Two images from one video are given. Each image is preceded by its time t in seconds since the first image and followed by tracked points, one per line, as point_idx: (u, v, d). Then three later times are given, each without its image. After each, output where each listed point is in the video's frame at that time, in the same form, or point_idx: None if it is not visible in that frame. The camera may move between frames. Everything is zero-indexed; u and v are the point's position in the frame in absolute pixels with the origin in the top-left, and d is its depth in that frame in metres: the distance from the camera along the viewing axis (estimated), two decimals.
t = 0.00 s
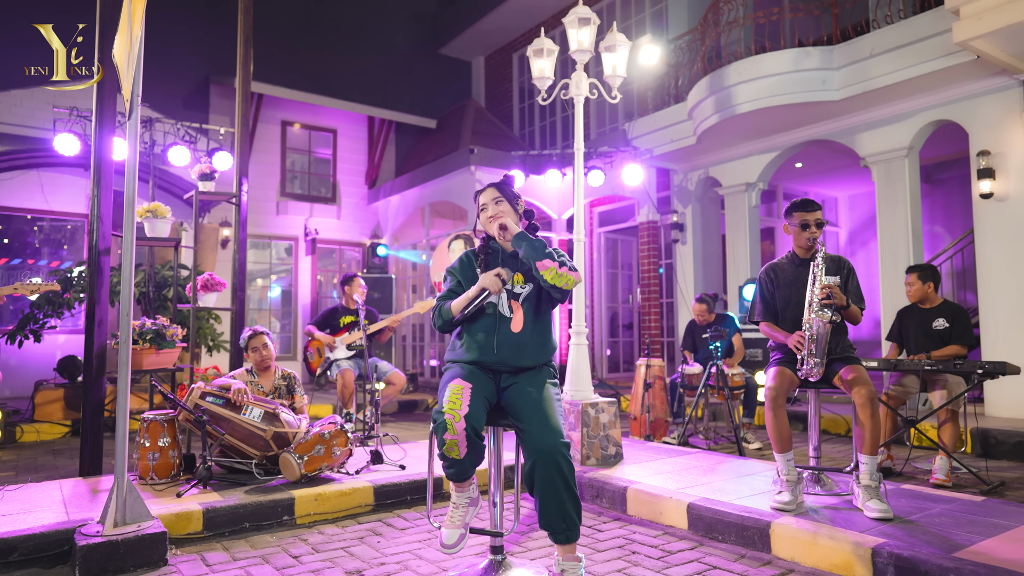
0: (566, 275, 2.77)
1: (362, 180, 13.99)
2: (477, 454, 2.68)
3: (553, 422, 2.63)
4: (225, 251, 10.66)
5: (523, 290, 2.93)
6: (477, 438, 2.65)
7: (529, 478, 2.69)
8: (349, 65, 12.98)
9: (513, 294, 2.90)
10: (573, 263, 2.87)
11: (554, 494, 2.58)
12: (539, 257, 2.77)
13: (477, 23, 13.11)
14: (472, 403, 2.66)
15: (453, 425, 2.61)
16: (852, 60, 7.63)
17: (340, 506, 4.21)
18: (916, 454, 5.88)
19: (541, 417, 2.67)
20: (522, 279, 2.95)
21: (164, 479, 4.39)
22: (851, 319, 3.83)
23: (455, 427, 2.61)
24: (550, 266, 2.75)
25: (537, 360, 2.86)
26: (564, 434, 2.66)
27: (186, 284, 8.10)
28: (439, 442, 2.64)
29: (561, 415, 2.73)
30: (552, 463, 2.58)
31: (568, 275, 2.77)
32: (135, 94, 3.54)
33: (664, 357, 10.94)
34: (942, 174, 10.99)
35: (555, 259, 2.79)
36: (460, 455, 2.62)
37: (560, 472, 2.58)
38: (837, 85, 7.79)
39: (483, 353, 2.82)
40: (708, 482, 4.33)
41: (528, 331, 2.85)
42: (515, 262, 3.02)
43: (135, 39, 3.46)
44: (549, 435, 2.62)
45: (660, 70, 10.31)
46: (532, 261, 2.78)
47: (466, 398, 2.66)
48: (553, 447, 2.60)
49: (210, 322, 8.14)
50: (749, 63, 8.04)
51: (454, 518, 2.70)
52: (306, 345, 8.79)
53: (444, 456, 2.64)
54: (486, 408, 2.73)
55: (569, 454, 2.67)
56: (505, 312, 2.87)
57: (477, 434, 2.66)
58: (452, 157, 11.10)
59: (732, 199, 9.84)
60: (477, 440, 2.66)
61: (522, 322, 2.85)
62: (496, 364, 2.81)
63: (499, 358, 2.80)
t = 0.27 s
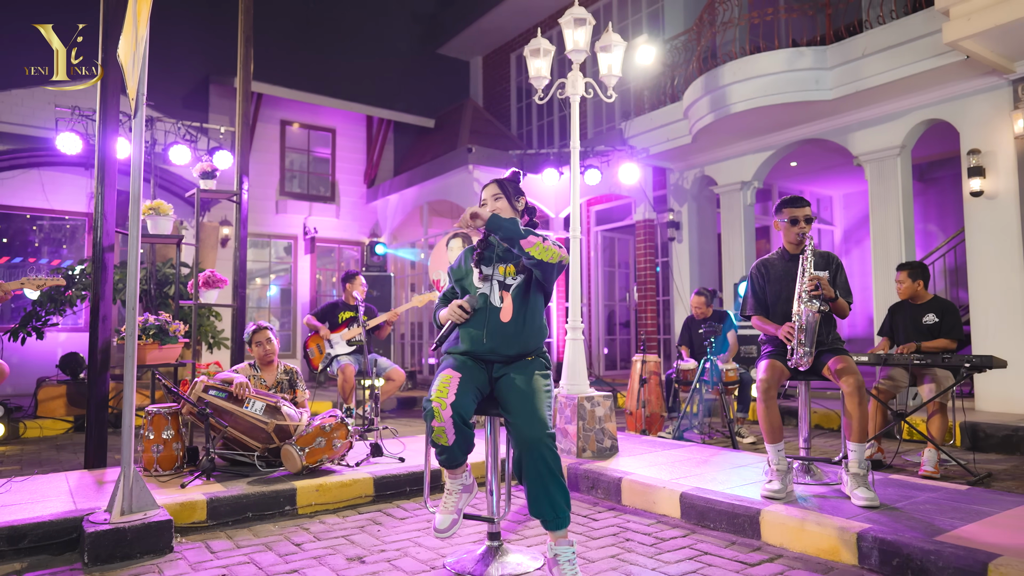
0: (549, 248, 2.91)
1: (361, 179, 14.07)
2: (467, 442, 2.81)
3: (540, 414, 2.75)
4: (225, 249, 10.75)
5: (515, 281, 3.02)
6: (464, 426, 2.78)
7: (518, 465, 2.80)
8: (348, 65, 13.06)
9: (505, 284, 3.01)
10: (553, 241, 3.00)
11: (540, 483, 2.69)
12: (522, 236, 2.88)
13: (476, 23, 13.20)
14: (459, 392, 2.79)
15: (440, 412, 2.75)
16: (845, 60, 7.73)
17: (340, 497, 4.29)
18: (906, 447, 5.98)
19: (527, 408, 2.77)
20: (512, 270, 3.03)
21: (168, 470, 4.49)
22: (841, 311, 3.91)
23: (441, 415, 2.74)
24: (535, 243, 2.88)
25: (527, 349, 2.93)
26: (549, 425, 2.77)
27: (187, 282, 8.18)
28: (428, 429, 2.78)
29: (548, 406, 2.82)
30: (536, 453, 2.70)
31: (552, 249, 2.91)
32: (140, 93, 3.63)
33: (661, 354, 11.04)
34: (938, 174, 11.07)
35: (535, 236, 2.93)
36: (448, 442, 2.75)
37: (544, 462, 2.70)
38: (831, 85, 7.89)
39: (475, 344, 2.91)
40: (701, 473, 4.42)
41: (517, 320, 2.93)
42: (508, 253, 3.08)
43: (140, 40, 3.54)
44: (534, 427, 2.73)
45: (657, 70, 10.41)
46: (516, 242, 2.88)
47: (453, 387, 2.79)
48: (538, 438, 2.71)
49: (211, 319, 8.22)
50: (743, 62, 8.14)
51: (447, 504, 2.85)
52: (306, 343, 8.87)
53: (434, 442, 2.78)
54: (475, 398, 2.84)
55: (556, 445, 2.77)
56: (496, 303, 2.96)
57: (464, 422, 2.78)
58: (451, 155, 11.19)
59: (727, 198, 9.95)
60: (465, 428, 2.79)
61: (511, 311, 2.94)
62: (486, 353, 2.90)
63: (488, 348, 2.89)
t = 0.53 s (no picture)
0: (530, 247, 2.91)
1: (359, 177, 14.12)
2: (458, 427, 2.89)
3: (527, 399, 2.78)
4: (225, 246, 10.81)
5: (505, 272, 3.02)
6: (453, 411, 2.86)
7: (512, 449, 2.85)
8: (346, 63, 13.11)
9: (495, 276, 3.02)
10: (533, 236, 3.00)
11: (531, 467, 2.72)
12: (505, 242, 2.82)
13: (474, 21, 13.24)
14: (447, 378, 2.87)
15: (428, 398, 2.85)
16: (840, 58, 7.80)
17: (341, 487, 4.35)
18: (899, 440, 6.06)
19: (516, 394, 2.81)
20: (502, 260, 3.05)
21: (171, 461, 4.56)
22: (833, 300, 3.96)
23: (429, 400, 2.85)
24: (516, 248, 2.83)
25: (519, 339, 2.97)
26: (538, 411, 2.80)
27: (187, 278, 8.22)
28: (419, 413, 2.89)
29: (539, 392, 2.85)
30: (525, 437, 2.73)
31: (532, 248, 2.91)
32: (144, 88, 3.67)
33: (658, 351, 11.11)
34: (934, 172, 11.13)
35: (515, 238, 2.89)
36: (437, 426, 2.85)
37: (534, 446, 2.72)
38: (826, 83, 7.96)
39: (468, 334, 2.99)
40: (696, 464, 4.50)
41: (508, 311, 2.97)
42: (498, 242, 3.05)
43: (144, 34, 3.57)
44: (523, 412, 2.77)
45: (654, 68, 10.47)
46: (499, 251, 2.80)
47: (441, 373, 2.88)
48: (527, 423, 2.74)
49: (211, 315, 8.26)
50: (740, 60, 8.21)
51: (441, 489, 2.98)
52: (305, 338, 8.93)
53: (426, 427, 2.89)
54: (467, 385, 2.92)
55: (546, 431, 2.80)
56: (488, 296, 3.01)
57: (453, 408, 2.87)
58: (449, 153, 11.27)
59: (724, 196, 10.03)
60: (454, 413, 2.87)
61: (502, 303, 2.98)
62: (479, 342, 2.96)
63: (481, 337, 2.96)
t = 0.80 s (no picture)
0: (526, 270, 2.91)
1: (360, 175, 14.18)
2: (452, 415, 2.96)
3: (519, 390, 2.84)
4: (228, 243, 10.86)
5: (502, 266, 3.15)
6: (447, 400, 2.91)
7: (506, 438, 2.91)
8: (348, 62, 13.17)
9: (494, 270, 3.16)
10: (528, 250, 2.98)
11: (524, 457, 2.80)
12: (504, 277, 2.83)
13: (475, 20, 13.30)
14: (442, 369, 2.91)
15: (421, 386, 2.89)
16: (839, 56, 7.86)
17: (345, 478, 4.41)
18: (896, 434, 6.13)
19: (507, 387, 2.87)
20: (501, 254, 3.19)
21: (177, 452, 4.63)
22: (829, 290, 4.02)
23: (424, 391, 2.89)
24: (517, 277, 2.87)
25: (517, 330, 3.00)
26: (528, 403, 2.85)
27: (190, 273, 8.27)
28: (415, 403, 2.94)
29: (530, 385, 2.90)
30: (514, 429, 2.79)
31: (528, 271, 2.92)
32: (153, 84, 3.72)
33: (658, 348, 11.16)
34: (932, 171, 11.20)
35: (513, 264, 2.89)
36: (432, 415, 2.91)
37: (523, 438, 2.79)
38: (825, 81, 8.02)
39: (467, 325, 3.03)
40: (698, 456, 4.55)
41: (506, 307, 3.00)
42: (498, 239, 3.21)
43: (153, 31, 3.61)
44: (512, 404, 2.82)
45: (654, 66, 10.53)
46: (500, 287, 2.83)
47: (436, 363, 2.92)
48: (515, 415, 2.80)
49: (214, 311, 8.30)
50: (740, 59, 8.27)
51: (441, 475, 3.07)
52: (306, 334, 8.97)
53: (422, 416, 2.95)
54: (461, 375, 2.96)
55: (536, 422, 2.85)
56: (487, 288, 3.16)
57: (447, 397, 2.92)
58: (450, 150, 11.33)
59: (723, 193, 10.09)
60: (448, 402, 2.92)
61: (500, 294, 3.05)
62: (479, 332, 3.00)
63: (480, 329, 3.00)
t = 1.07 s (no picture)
0: (535, 277, 2.96)
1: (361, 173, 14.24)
2: (449, 402, 3.02)
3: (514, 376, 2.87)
4: (230, 240, 10.90)
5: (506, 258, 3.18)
6: (444, 388, 2.96)
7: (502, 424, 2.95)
8: (349, 61, 13.22)
9: (498, 260, 3.21)
10: (535, 254, 3.03)
11: (517, 441, 2.84)
12: (513, 291, 2.86)
13: (475, 19, 13.36)
14: (439, 357, 2.97)
15: (418, 374, 2.94)
16: (838, 55, 7.93)
17: (351, 469, 4.47)
18: (894, 428, 6.20)
19: (502, 371, 2.91)
20: (505, 247, 3.20)
21: (185, 444, 4.69)
22: (828, 282, 4.09)
23: (420, 378, 2.93)
24: (526, 287, 2.91)
25: (519, 320, 3.01)
26: (522, 389, 2.89)
27: (195, 269, 8.30)
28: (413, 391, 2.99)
29: (526, 371, 2.92)
30: (505, 414, 2.83)
31: (536, 277, 2.96)
32: (162, 79, 3.76)
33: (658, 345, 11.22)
34: (930, 169, 11.29)
35: (524, 275, 2.93)
36: (429, 403, 2.96)
37: (514, 422, 2.84)
38: (823, 79, 8.09)
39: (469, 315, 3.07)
40: (699, 448, 4.61)
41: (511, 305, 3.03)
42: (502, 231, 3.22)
43: (163, 27, 3.65)
44: (506, 390, 2.86)
45: (654, 65, 10.60)
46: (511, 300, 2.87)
47: (433, 352, 2.98)
48: (508, 400, 2.84)
49: (217, 308, 8.34)
50: (739, 57, 8.33)
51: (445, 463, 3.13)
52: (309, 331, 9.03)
53: (421, 404, 3.01)
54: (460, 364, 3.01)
55: (530, 409, 2.89)
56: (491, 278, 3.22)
57: (445, 385, 2.96)
58: (450, 149, 11.38)
59: (722, 191, 10.15)
60: (445, 389, 2.98)
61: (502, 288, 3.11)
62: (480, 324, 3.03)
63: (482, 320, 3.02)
